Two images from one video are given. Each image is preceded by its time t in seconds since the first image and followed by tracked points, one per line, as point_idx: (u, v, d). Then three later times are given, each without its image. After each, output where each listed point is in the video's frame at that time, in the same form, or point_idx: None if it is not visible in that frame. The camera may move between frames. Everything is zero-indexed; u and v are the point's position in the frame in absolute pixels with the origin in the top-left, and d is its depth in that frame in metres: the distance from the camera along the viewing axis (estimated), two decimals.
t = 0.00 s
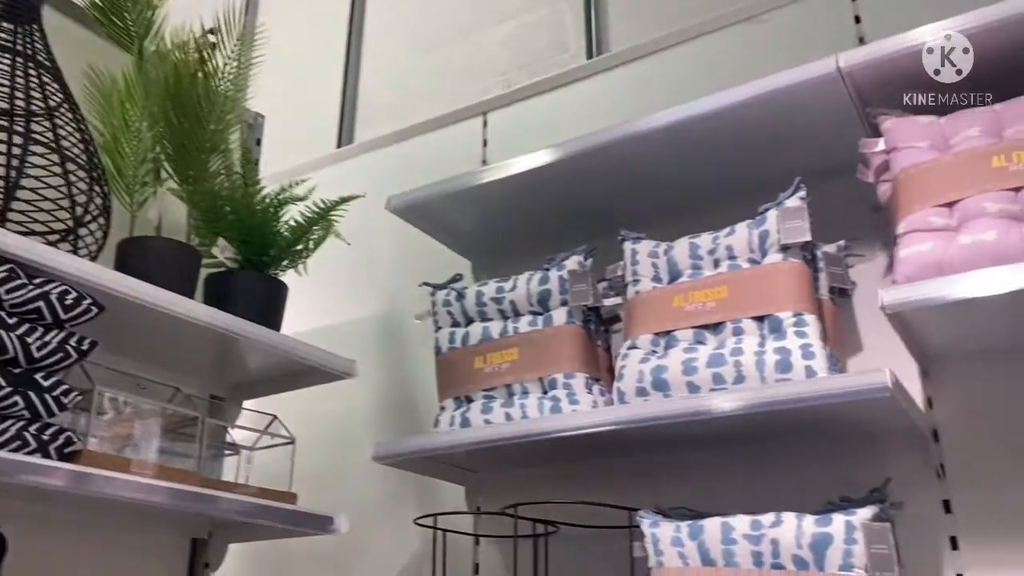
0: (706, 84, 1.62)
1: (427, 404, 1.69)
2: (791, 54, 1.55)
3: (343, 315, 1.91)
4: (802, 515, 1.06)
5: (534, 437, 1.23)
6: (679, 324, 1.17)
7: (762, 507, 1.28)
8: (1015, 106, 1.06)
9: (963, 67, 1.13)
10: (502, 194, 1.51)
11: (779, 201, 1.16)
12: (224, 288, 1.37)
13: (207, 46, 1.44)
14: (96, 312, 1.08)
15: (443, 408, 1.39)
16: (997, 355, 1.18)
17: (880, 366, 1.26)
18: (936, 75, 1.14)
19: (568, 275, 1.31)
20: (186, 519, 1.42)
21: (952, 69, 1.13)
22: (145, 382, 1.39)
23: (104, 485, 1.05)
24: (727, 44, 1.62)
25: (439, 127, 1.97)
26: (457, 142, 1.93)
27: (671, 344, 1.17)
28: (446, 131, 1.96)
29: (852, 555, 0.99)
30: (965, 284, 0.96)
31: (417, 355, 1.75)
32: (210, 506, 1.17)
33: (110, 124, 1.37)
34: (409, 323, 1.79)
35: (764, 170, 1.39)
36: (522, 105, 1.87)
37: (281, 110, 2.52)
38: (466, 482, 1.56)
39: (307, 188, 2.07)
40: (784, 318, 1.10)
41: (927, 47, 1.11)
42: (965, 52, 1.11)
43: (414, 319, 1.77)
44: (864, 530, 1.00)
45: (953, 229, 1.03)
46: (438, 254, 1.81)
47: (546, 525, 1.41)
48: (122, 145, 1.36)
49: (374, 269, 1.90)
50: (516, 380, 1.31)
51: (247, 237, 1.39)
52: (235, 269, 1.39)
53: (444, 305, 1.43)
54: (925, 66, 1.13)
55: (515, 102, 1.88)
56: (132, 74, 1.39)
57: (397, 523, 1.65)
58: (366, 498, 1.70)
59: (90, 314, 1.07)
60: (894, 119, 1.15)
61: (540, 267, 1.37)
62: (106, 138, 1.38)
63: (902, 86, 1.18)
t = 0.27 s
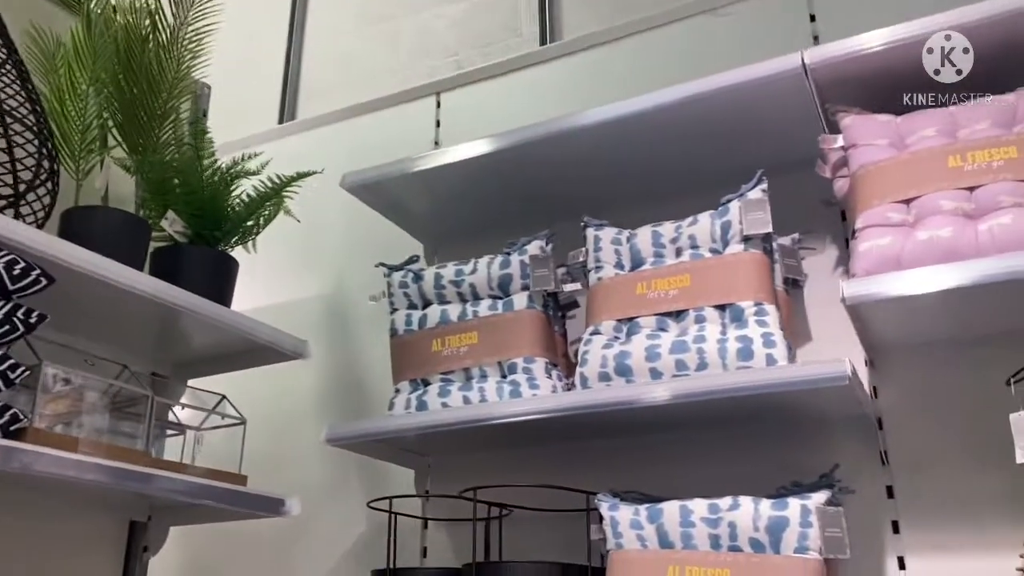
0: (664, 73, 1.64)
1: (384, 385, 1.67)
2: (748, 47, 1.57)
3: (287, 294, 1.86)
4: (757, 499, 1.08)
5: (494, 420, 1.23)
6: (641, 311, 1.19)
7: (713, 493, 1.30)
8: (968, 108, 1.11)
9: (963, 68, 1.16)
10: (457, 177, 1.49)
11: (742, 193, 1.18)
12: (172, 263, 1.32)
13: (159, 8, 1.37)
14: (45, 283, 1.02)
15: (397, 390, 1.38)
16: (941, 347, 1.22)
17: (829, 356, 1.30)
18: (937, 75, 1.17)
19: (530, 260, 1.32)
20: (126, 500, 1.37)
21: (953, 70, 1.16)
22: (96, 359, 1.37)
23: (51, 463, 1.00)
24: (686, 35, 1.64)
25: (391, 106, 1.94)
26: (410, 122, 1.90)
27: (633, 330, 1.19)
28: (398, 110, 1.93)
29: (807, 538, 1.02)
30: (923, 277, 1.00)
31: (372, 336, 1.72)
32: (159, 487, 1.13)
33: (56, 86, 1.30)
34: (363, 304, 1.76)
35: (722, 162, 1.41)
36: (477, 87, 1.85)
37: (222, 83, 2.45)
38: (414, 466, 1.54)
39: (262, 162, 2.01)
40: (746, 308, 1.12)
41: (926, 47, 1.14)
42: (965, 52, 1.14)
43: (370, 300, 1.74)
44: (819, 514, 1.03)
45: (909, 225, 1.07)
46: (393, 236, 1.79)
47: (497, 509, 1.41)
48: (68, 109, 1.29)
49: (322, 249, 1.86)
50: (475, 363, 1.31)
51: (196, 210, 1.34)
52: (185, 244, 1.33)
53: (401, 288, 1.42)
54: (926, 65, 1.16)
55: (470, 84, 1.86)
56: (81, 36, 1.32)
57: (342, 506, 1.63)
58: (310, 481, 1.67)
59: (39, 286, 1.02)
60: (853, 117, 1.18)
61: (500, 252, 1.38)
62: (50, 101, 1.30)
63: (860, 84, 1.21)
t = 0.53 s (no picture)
0: (624, 62, 1.65)
1: (336, 367, 1.65)
2: (708, 41, 1.59)
3: (235, 273, 1.83)
4: (711, 483, 1.11)
5: (452, 403, 1.24)
6: (602, 298, 1.21)
7: (664, 477, 1.33)
8: (921, 110, 1.15)
9: (964, 68, 1.19)
10: (411, 160, 1.47)
11: (703, 185, 1.21)
12: (123, 236, 1.28)
13: None
14: None
15: (352, 372, 1.37)
16: (886, 339, 1.27)
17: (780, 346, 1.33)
18: (937, 74, 1.21)
19: (492, 244, 1.33)
20: (67, 478, 1.33)
21: (953, 69, 1.19)
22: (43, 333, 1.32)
23: None
24: (647, 26, 1.65)
25: (346, 84, 1.91)
26: (365, 101, 1.87)
27: (595, 317, 1.21)
28: (353, 89, 1.90)
29: (759, 522, 1.05)
30: (875, 271, 1.04)
31: (324, 317, 1.70)
32: (107, 465, 1.10)
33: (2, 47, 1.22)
34: (316, 284, 1.73)
35: (681, 153, 1.43)
36: (433, 68, 1.83)
37: (167, 54, 2.38)
38: (365, 448, 1.54)
39: (217, 137, 1.97)
40: (704, 297, 1.16)
41: (926, 48, 1.17)
42: (964, 52, 1.17)
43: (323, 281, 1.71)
44: (769, 498, 1.06)
45: (863, 221, 1.11)
46: (345, 216, 1.76)
47: (450, 492, 1.41)
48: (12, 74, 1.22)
49: (273, 228, 1.83)
50: (433, 346, 1.31)
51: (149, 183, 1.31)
52: (136, 217, 1.30)
53: (358, 269, 1.41)
54: (927, 65, 1.19)
55: (427, 65, 1.84)
56: None
57: (290, 488, 1.61)
58: (256, 462, 1.65)
59: None
60: (810, 114, 1.21)
61: (461, 236, 1.38)
62: None
63: (819, 82, 1.24)
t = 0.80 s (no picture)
0: (587, 55, 1.65)
1: (289, 354, 1.63)
2: (670, 38, 1.60)
3: (185, 256, 1.79)
4: (663, 475, 1.13)
5: (409, 392, 1.24)
6: (562, 290, 1.22)
7: (616, 468, 1.35)
8: (875, 114, 1.18)
9: (963, 67, 1.21)
10: (371, 147, 1.45)
11: (662, 181, 1.23)
12: (72, 214, 1.25)
13: None
14: None
15: (307, 358, 1.36)
16: (835, 337, 1.31)
17: (732, 342, 1.36)
18: (936, 75, 1.22)
19: (452, 233, 1.33)
20: (8, 462, 1.29)
21: (953, 69, 1.21)
22: None
23: None
24: (610, 20, 1.66)
25: (303, 66, 1.88)
26: (323, 84, 1.85)
27: (553, 309, 1.22)
28: (311, 71, 1.87)
29: (709, 513, 1.07)
30: (827, 270, 1.07)
31: (278, 303, 1.68)
32: (53, 449, 1.07)
33: None
34: (269, 269, 1.71)
35: (640, 149, 1.44)
36: (393, 53, 1.81)
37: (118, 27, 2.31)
38: (317, 434, 1.52)
39: (173, 116, 1.93)
40: (662, 292, 1.18)
41: (926, 48, 1.19)
42: (964, 52, 1.19)
43: (277, 266, 1.69)
44: (720, 490, 1.08)
45: (817, 222, 1.14)
46: (301, 201, 1.74)
47: (403, 480, 1.41)
48: None
49: (226, 210, 1.79)
50: (390, 334, 1.31)
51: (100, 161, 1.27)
52: (86, 195, 1.26)
53: (314, 254, 1.39)
54: (927, 65, 1.21)
55: (386, 49, 1.82)
56: None
57: (239, 475, 1.58)
58: (205, 448, 1.62)
59: None
60: (769, 115, 1.23)
61: (420, 224, 1.37)
62: None
63: (778, 84, 1.26)
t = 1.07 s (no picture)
0: (552, 46, 1.65)
1: (247, 339, 1.61)
2: (636, 32, 1.61)
3: (141, 237, 1.76)
4: (619, 464, 1.14)
5: (368, 379, 1.24)
6: (523, 280, 1.23)
7: (572, 457, 1.36)
8: (833, 115, 1.20)
9: (963, 66, 1.23)
10: (334, 132, 1.44)
11: (625, 175, 1.25)
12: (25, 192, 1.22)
13: None
14: None
15: (265, 343, 1.35)
16: (789, 332, 1.34)
17: (689, 335, 1.38)
18: (937, 75, 1.25)
19: (414, 221, 1.33)
20: None
21: (953, 69, 1.23)
22: None
23: None
24: (576, 12, 1.66)
25: (266, 48, 1.85)
26: (286, 67, 1.82)
27: (515, 299, 1.23)
28: (274, 53, 1.85)
29: (664, 501, 1.09)
30: (783, 266, 1.09)
31: (236, 287, 1.66)
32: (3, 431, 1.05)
33: None
34: (228, 253, 1.69)
35: (604, 142, 1.46)
36: (358, 37, 1.79)
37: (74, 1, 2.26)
38: (273, 420, 1.51)
39: (131, 95, 1.89)
40: (622, 284, 1.19)
41: (926, 49, 1.21)
42: (964, 52, 1.21)
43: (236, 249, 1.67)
44: (674, 479, 1.10)
45: (774, 218, 1.16)
46: (261, 185, 1.72)
47: (361, 467, 1.41)
48: None
49: (184, 192, 1.77)
50: (350, 321, 1.30)
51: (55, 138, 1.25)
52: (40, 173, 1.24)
53: (274, 239, 1.38)
54: (927, 65, 1.23)
55: (351, 33, 1.80)
56: None
57: (192, 460, 1.57)
58: (158, 432, 1.60)
59: None
60: (730, 112, 1.25)
61: (383, 211, 1.37)
62: None
63: (740, 82, 1.28)
